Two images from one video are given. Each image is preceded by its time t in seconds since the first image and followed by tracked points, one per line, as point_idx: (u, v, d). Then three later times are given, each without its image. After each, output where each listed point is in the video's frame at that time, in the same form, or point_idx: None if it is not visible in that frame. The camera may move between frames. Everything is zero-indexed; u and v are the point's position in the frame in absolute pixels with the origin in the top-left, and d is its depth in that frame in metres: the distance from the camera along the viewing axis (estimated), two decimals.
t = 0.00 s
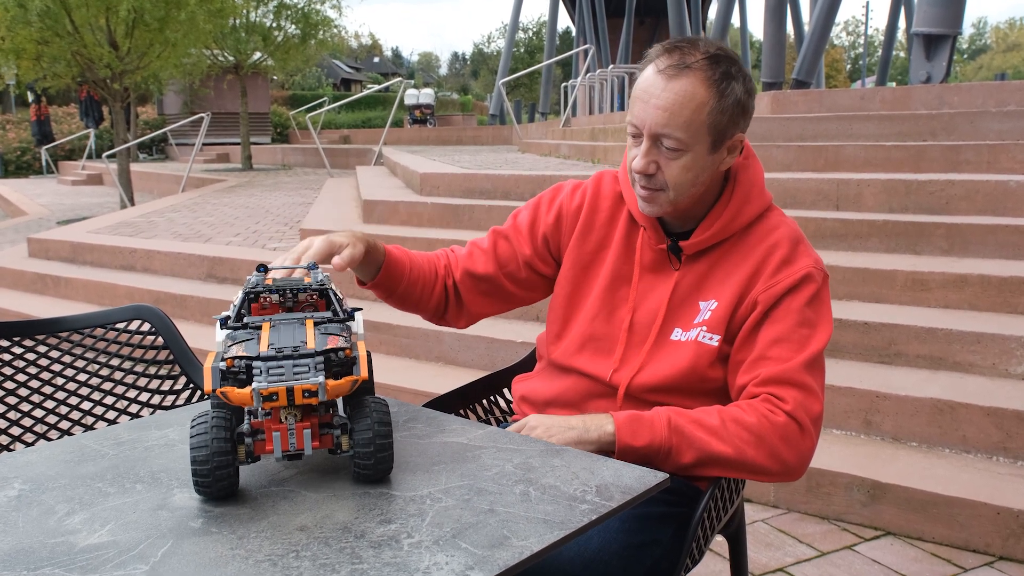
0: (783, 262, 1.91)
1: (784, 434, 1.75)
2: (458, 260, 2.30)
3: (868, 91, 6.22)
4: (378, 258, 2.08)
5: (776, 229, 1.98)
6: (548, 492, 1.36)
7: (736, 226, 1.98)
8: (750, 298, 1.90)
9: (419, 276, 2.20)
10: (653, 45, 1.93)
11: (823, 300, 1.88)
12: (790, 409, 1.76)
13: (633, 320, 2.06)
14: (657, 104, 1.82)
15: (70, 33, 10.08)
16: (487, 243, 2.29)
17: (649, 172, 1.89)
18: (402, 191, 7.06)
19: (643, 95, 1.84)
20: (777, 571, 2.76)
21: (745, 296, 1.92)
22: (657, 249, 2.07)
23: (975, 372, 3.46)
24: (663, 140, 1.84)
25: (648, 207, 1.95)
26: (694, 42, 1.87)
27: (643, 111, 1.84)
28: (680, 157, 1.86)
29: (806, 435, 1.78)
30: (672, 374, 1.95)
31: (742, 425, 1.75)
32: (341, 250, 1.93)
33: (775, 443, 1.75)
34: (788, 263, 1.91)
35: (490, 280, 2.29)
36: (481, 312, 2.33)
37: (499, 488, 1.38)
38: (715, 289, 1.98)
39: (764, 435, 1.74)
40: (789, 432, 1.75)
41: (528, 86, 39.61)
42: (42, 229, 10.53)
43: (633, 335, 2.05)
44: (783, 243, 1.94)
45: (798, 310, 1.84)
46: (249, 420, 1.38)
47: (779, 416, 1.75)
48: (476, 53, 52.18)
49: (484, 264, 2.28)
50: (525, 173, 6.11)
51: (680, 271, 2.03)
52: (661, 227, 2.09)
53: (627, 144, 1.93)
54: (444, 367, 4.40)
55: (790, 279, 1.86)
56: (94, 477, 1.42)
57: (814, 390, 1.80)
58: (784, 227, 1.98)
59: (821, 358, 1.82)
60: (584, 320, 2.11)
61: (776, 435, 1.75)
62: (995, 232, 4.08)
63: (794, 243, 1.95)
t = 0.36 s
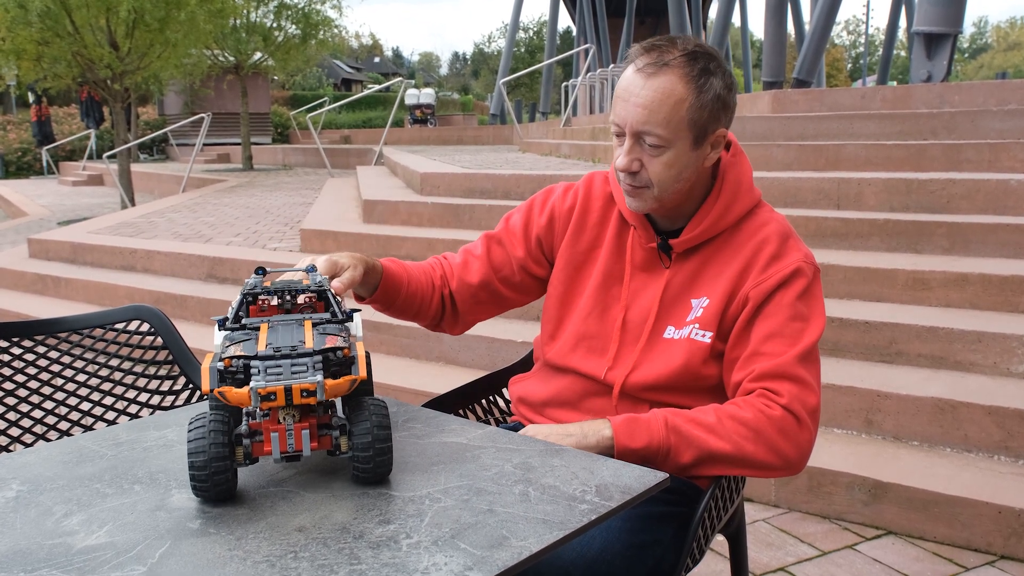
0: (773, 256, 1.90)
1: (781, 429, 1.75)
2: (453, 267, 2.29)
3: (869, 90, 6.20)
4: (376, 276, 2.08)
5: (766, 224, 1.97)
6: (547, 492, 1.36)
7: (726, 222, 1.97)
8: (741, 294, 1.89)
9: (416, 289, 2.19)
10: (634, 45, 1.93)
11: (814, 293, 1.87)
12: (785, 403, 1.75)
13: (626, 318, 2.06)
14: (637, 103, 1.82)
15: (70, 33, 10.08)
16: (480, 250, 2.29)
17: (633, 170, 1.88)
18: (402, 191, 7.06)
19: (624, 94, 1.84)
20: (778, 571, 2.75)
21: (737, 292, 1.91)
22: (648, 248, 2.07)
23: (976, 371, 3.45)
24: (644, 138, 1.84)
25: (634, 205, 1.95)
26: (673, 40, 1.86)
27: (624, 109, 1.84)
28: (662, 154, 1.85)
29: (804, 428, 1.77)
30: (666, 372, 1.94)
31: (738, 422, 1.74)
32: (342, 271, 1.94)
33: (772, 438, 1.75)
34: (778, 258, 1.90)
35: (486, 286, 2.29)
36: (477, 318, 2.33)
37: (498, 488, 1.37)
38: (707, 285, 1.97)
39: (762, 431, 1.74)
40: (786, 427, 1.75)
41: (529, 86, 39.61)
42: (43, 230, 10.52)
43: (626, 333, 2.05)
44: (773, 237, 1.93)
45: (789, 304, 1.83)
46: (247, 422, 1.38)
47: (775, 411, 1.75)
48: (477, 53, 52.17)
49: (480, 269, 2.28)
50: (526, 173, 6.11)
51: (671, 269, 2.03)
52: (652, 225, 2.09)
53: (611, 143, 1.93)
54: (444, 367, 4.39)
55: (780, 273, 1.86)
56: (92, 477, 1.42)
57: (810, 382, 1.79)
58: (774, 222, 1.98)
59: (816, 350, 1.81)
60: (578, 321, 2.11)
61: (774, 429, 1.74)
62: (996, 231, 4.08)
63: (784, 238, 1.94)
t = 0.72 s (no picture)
0: (777, 257, 1.90)
1: (784, 430, 1.74)
2: (452, 263, 2.29)
3: (869, 89, 6.19)
4: (371, 277, 2.08)
5: (770, 225, 1.97)
6: (547, 493, 1.35)
7: (730, 221, 1.96)
8: (745, 295, 1.89)
9: (414, 283, 2.20)
10: (642, 44, 1.92)
11: (818, 295, 1.87)
12: (788, 404, 1.74)
13: (629, 318, 2.05)
14: (644, 102, 1.81)
15: (70, 34, 10.08)
16: (480, 246, 2.29)
17: (638, 170, 1.88)
18: (402, 191, 7.05)
19: (631, 93, 1.83)
20: (779, 571, 2.74)
21: (740, 292, 1.91)
22: (650, 247, 2.06)
23: (977, 370, 3.45)
24: (650, 138, 1.83)
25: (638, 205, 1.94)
26: (682, 39, 1.85)
27: (631, 108, 1.83)
28: (667, 155, 1.84)
29: (805, 430, 1.77)
30: (669, 373, 1.94)
31: (741, 422, 1.74)
32: (338, 272, 1.94)
33: (774, 439, 1.74)
34: (782, 259, 1.90)
35: (484, 283, 2.28)
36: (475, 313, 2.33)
37: (498, 489, 1.37)
38: (710, 286, 1.97)
39: (763, 432, 1.73)
40: (788, 428, 1.74)
41: (529, 85, 39.62)
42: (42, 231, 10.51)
43: (629, 333, 2.04)
44: (777, 238, 1.93)
45: (793, 305, 1.82)
46: (246, 424, 1.38)
47: (778, 412, 1.74)
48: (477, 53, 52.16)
49: (479, 266, 2.27)
50: (526, 172, 6.10)
51: (675, 269, 2.02)
52: (655, 224, 2.08)
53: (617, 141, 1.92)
54: (444, 367, 4.39)
55: (785, 274, 1.85)
56: (90, 479, 1.42)
57: (812, 384, 1.78)
58: (778, 222, 1.97)
59: (819, 352, 1.81)
60: (580, 320, 2.10)
61: (776, 430, 1.74)
62: (997, 230, 4.07)
63: (788, 239, 1.94)
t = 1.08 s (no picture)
0: (779, 254, 1.89)
1: (784, 428, 1.74)
2: (455, 237, 2.22)
3: (869, 88, 6.18)
4: (382, 219, 2.00)
5: (772, 222, 1.96)
6: (547, 492, 1.35)
7: (733, 218, 1.96)
8: (746, 292, 1.88)
9: (415, 250, 2.12)
10: (658, 42, 1.91)
11: (820, 293, 1.86)
12: (788, 403, 1.74)
13: (629, 314, 2.05)
14: (662, 99, 1.80)
15: (70, 33, 10.07)
16: (488, 225, 2.24)
17: (650, 168, 1.87)
18: (402, 190, 7.05)
19: (648, 90, 1.82)
20: (779, 570, 2.74)
21: (741, 290, 1.90)
22: (653, 244, 2.06)
23: (978, 369, 3.44)
24: (665, 137, 1.82)
25: (647, 204, 1.93)
26: (699, 40, 1.85)
27: (647, 105, 1.82)
28: (681, 154, 1.84)
29: (806, 428, 1.76)
30: (670, 370, 1.93)
31: (741, 421, 1.74)
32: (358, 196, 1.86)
33: (774, 438, 1.74)
34: (784, 257, 1.89)
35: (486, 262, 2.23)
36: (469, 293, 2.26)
37: (497, 488, 1.36)
38: (711, 283, 1.96)
39: (763, 430, 1.73)
40: (788, 427, 1.74)
41: (529, 85, 39.61)
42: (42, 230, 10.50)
43: (629, 329, 2.04)
44: (779, 235, 1.92)
45: (794, 303, 1.82)
46: (245, 423, 1.37)
47: (778, 410, 1.74)
48: (477, 52, 52.13)
49: (485, 245, 2.23)
50: (525, 171, 6.10)
51: (676, 265, 2.01)
52: (657, 222, 2.07)
53: (629, 139, 1.91)
54: (444, 366, 4.38)
55: (786, 272, 1.85)
56: (88, 479, 1.41)
57: (813, 382, 1.78)
58: (780, 220, 1.97)
59: (820, 350, 1.81)
60: (580, 316, 2.09)
61: (775, 429, 1.74)
62: (997, 228, 4.07)
63: (790, 236, 1.93)
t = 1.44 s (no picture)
0: (793, 258, 1.89)
1: (790, 433, 1.74)
2: (474, 207, 2.16)
3: (870, 85, 6.17)
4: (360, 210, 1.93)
5: (786, 225, 1.96)
6: (548, 491, 1.34)
7: (748, 221, 1.96)
8: (760, 296, 1.88)
9: (409, 218, 2.06)
10: (682, 40, 1.88)
11: (832, 298, 1.87)
12: (797, 408, 1.74)
13: (640, 314, 2.05)
14: (688, 102, 1.78)
15: (69, 32, 10.05)
16: (513, 202, 2.18)
17: (672, 172, 1.86)
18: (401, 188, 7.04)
19: (673, 90, 1.80)
20: (780, 568, 2.74)
21: (755, 293, 1.90)
22: (665, 244, 2.05)
23: (978, 367, 3.44)
24: (689, 141, 1.81)
25: (665, 206, 1.93)
26: (726, 40, 1.83)
27: (672, 108, 1.80)
28: (704, 159, 1.83)
29: (811, 434, 1.77)
30: (680, 370, 1.93)
31: (749, 422, 1.73)
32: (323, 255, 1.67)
33: (781, 441, 1.74)
34: (798, 261, 1.89)
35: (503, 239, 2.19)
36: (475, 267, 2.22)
37: (499, 487, 1.36)
38: (724, 285, 1.96)
39: (770, 434, 1.73)
40: (795, 431, 1.74)
41: (529, 83, 39.59)
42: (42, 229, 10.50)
43: (640, 329, 2.04)
44: (794, 239, 1.92)
45: (807, 307, 1.82)
46: (246, 421, 1.37)
47: (786, 414, 1.74)
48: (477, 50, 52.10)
49: (506, 222, 2.18)
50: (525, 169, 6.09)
51: (689, 266, 2.01)
52: (671, 222, 2.07)
53: (649, 140, 1.89)
54: (444, 364, 4.38)
55: (800, 277, 1.85)
56: (89, 478, 1.41)
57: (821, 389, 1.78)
58: (794, 223, 1.97)
59: (829, 356, 1.81)
60: (589, 314, 2.09)
61: (782, 432, 1.74)
62: (998, 226, 4.06)
63: (804, 240, 1.93)
